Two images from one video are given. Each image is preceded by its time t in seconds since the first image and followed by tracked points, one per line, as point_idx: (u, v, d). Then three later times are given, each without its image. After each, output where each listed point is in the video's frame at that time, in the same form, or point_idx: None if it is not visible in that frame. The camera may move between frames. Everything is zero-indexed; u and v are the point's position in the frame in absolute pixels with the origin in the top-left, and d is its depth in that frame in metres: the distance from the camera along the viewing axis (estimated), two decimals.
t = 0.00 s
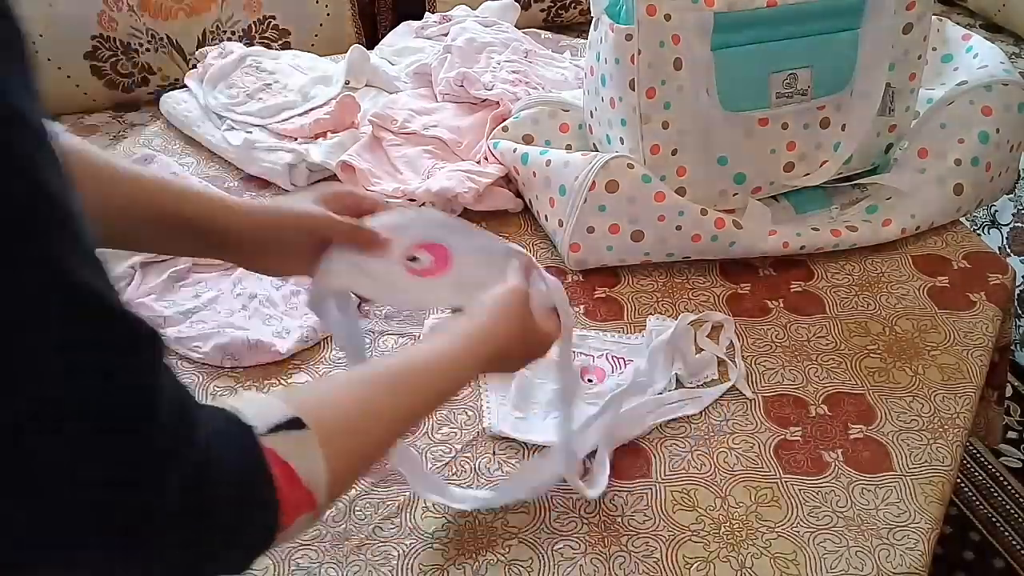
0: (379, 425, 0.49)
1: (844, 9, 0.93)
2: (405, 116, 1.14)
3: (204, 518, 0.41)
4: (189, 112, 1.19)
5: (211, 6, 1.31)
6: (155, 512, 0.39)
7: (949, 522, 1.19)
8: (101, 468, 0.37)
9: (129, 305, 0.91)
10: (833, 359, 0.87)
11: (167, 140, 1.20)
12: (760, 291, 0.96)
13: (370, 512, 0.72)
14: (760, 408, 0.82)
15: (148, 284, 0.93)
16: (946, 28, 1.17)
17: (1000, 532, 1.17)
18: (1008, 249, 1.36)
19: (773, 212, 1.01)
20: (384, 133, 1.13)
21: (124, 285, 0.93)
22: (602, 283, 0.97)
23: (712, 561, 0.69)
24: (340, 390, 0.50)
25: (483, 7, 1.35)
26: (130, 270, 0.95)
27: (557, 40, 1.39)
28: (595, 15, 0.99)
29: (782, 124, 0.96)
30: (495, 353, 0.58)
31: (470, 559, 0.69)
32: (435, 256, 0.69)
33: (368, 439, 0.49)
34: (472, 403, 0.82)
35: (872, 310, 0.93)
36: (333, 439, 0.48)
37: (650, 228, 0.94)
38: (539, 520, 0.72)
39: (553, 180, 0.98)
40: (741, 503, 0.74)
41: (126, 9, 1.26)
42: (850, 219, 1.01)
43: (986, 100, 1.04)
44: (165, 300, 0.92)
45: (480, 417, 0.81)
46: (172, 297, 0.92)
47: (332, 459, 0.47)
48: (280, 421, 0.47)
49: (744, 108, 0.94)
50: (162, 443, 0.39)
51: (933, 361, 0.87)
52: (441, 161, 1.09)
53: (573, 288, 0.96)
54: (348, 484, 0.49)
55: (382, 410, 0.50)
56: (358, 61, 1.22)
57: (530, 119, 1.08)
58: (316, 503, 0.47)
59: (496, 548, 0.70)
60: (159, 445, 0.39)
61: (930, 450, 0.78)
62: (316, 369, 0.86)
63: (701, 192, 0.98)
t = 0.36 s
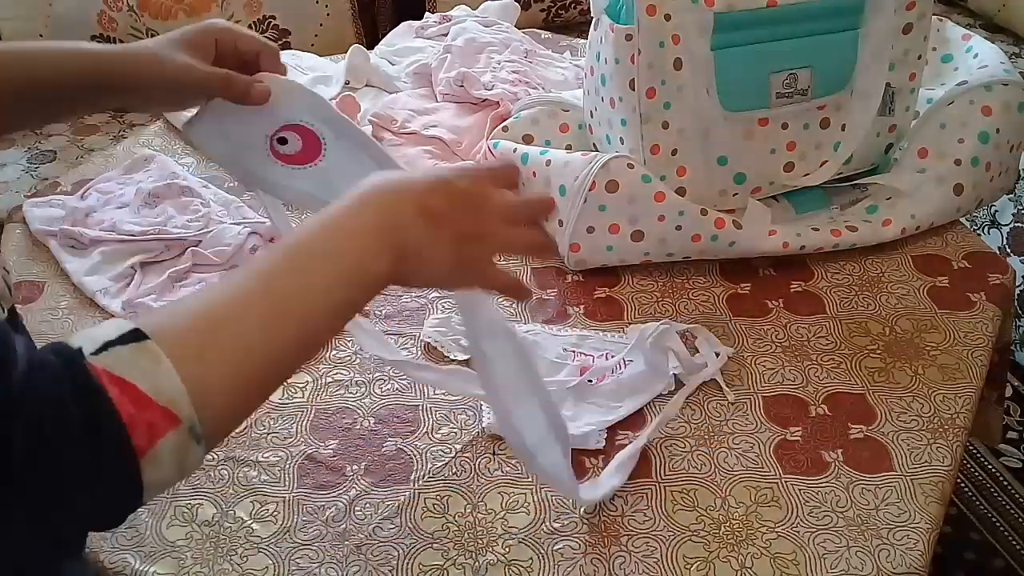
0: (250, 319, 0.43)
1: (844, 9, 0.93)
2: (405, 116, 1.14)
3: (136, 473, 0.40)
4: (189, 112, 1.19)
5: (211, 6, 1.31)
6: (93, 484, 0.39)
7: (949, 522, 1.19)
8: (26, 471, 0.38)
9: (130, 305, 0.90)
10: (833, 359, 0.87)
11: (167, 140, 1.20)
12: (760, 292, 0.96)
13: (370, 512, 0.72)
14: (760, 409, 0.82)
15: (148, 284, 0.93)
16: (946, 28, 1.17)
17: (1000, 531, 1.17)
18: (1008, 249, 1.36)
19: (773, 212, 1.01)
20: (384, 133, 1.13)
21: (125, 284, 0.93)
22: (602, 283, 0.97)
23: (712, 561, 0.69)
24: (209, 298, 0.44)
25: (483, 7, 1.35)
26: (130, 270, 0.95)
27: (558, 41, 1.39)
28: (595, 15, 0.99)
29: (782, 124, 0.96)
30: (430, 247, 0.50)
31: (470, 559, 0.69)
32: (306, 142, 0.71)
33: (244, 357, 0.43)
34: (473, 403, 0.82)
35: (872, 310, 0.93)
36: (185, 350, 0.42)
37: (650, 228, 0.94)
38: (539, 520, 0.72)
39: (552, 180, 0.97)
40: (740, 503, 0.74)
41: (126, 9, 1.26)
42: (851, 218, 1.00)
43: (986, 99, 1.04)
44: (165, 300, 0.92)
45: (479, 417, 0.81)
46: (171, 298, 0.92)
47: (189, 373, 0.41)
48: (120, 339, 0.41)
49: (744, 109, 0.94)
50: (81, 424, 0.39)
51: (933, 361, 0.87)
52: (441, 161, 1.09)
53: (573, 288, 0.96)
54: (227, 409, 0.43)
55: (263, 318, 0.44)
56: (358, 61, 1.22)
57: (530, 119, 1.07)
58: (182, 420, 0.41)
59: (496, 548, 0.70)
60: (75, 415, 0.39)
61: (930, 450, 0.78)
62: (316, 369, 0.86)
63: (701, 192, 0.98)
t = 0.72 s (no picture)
0: (349, 226, 0.36)
1: (843, 9, 0.93)
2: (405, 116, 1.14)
3: (262, 426, 0.34)
4: (189, 113, 1.19)
5: (211, 5, 1.31)
6: (197, 461, 0.33)
7: (950, 522, 1.19)
8: (112, 444, 0.32)
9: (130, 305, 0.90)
10: (833, 359, 0.87)
11: (167, 140, 1.20)
12: (759, 292, 0.96)
13: (369, 512, 0.72)
14: (760, 409, 0.82)
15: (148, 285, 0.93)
16: (946, 28, 1.17)
17: (1000, 531, 1.17)
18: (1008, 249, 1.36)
19: (773, 212, 1.01)
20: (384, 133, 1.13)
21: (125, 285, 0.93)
22: (602, 283, 0.97)
23: (712, 561, 0.69)
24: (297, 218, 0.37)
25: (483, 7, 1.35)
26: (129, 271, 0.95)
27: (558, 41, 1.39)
28: (595, 15, 0.99)
29: (782, 124, 0.96)
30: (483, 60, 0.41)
31: (470, 559, 0.69)
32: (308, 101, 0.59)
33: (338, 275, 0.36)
34: (472, 403, 0.82)
35: (872, 310, 0.93)
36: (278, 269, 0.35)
37: (650, 229, 0.94)
38: (539, 520, 0.72)
39: (553, 180, 0.98)
40: (740, 503, 0.74)
41: (126, 9, 1.25)
42: (850, 219, 1.00)
43: (986, 100, 1.04)
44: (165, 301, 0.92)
45: (479, 417, 0.80)
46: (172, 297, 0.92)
47: (299, 295, 0.34)
48: (213, 276, 0.34)
49: (744, 109, 0.94)
50: (185, 390, 0.32)
51: (933, 361, 0.87)
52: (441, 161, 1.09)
53: (573, 288, 0.96)
54: (339, 340, 0.36)
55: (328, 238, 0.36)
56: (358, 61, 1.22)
57: (530, 119, 1.08)
58: (296, 351, 0.34)
59: (496, 547, 0.70)
60: (172, 377, 0.32)
61: (930, 450, 0.78)
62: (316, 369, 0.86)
63: (701, 192, 0.98)
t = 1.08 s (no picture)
0: (257, 251, 0.41)
1: (843, 9, 0.93)
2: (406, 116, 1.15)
3: (181, 463, 0.38)
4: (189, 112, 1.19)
5: (210, 5, 1.27)
6: (95, 518, 0.36)
7: (949, 522, 1.19)
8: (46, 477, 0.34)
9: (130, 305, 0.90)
10: (833, 359, 0.87)
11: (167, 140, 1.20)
12: (760, 292, 0.96)
13: (370, 512, 0.72)
14: (760, 409, 0.82)
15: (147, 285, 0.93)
16: (946, 28, 1.17)
17: (1000, 531, 1.17)
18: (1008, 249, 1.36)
19: (773, 212, 1.01)
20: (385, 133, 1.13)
21: (125, 285, 0.93)
22: (602, 283, 0.97)
23: (712, 561, 0.69)
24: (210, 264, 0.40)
25: (484, 7, 1.35)
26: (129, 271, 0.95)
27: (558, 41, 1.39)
28: (595, 15, 0.99)
29: (782, 124, 0.96)
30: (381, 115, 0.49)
31: (470, 559, 0.69)
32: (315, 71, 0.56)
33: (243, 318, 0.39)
34: (472, 403, 0.82)
35: (872, 310, 0.93)
36: (198, 303, 0.39)
37: (650, 229, 0.94)
38: (539, 520, 0.72)
39: (552, 180, 0.98)
40: (740, 503, 0.74)
41: (126, 9, 1.25)
42: (851, 218, 1.00)
43: (986, 100, 1.04)
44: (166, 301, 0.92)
45: (479, 418, 0.80)
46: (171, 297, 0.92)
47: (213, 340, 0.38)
48: (133, 321, 0.38)
49: (744, 108, 0.94)
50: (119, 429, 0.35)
51: (933, 361, 0.87)
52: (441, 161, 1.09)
53: (573, 288, 0.96)
54: (244, 369, 0.39)
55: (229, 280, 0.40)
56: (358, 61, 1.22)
57: (530, 119, 1.08)
58: (213, 394, 0.38)
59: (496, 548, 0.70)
60: (108, 419, 0.35)
61: (930, 450, 0.78)
62: (316, 369, 0.86)
63: (701, 192, 0.98)
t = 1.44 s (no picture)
0: (242, 419, 0.34)
1: (843, 9, 0.93)
2: (405, 116, 1.15)
3: None
4: (189, 112, 1.19)
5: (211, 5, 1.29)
6: None
7: (949, 522, 1.19)
8: None
9: (130, 305, 0.90)
10: (833, 359, 0.87)
11: (167, 140, 1.20)
12: (760, 292, 0.96)
13: (370, 512, 0.72)
14: (760, 409, 0.82)
15: (146, 285, 0.93)
16: (946, 28, 1.17)
17: (1000, 531, 1.17)
18: (1008, 249, 1.36)
19: (773, 212, 1.01)
20: (385, 133, 1.13)
21: (125, 285, 0.94)
22: (602, 283, 0.97)
23: (712, 561, 0.69)
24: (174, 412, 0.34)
25: (483, 7, 1.35)
26: (129, 271, 0.95)
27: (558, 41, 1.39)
28: (595, 15, 0.99)
29: (782, 124, 0.96)
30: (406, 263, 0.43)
31: (470, 559, 0.69)
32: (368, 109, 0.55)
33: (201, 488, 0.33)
34: (472, 403, 0.82)
35: (872, 310, 0.93)
36: (177, 450, 0.33)
37: (650, 229, 0.94)
38: (539, 520, 0.72)
39: (552, 180, 0.98)
40: (740, 503, 0.74)
41: (126, 9, 1.24)
42: (851, 218, 1.01)
43: (986, 100, 1.04)
44: (165, 301, 0.92)
45: (479, 417, 0.80)
46: (171, 297, 0.93)
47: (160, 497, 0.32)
48: (82, 461, 0.31)
49: (744, 108, 0.94)
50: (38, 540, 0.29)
51: (933, 361, 0.87)
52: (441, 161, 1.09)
53: (573, 288, 0.96)
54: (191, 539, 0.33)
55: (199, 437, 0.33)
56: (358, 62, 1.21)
57: (530, 119, 1.08)
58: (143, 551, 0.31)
59: (496, 548, 0.70)
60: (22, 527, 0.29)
61: (930, 450, 0.78)
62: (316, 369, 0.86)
63: (701, 192, 0.98)
